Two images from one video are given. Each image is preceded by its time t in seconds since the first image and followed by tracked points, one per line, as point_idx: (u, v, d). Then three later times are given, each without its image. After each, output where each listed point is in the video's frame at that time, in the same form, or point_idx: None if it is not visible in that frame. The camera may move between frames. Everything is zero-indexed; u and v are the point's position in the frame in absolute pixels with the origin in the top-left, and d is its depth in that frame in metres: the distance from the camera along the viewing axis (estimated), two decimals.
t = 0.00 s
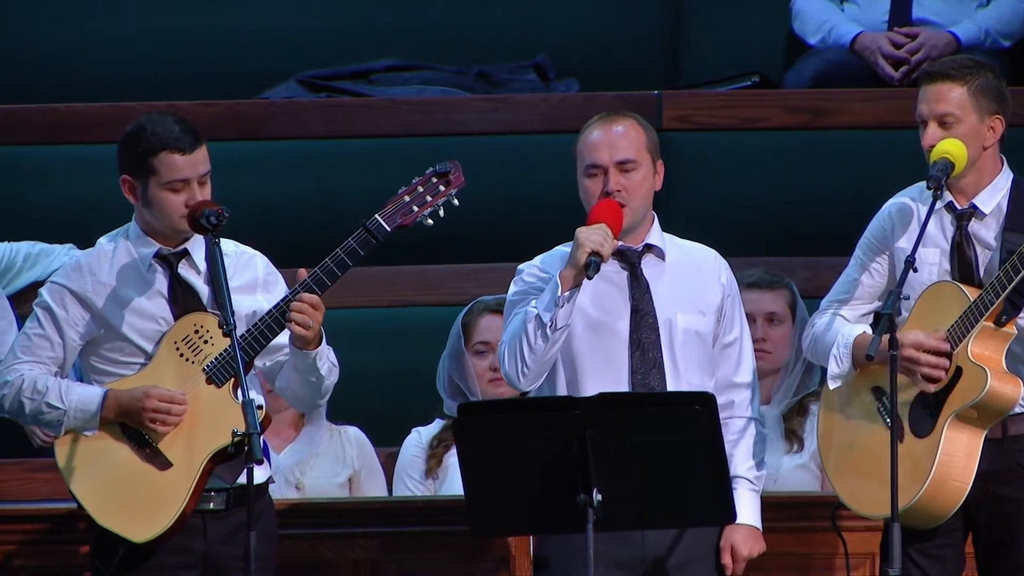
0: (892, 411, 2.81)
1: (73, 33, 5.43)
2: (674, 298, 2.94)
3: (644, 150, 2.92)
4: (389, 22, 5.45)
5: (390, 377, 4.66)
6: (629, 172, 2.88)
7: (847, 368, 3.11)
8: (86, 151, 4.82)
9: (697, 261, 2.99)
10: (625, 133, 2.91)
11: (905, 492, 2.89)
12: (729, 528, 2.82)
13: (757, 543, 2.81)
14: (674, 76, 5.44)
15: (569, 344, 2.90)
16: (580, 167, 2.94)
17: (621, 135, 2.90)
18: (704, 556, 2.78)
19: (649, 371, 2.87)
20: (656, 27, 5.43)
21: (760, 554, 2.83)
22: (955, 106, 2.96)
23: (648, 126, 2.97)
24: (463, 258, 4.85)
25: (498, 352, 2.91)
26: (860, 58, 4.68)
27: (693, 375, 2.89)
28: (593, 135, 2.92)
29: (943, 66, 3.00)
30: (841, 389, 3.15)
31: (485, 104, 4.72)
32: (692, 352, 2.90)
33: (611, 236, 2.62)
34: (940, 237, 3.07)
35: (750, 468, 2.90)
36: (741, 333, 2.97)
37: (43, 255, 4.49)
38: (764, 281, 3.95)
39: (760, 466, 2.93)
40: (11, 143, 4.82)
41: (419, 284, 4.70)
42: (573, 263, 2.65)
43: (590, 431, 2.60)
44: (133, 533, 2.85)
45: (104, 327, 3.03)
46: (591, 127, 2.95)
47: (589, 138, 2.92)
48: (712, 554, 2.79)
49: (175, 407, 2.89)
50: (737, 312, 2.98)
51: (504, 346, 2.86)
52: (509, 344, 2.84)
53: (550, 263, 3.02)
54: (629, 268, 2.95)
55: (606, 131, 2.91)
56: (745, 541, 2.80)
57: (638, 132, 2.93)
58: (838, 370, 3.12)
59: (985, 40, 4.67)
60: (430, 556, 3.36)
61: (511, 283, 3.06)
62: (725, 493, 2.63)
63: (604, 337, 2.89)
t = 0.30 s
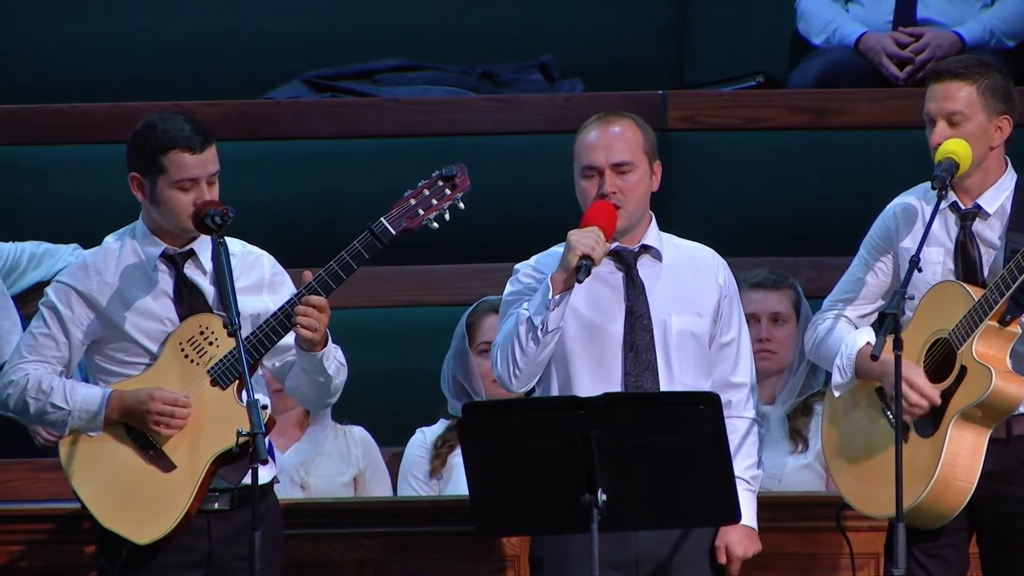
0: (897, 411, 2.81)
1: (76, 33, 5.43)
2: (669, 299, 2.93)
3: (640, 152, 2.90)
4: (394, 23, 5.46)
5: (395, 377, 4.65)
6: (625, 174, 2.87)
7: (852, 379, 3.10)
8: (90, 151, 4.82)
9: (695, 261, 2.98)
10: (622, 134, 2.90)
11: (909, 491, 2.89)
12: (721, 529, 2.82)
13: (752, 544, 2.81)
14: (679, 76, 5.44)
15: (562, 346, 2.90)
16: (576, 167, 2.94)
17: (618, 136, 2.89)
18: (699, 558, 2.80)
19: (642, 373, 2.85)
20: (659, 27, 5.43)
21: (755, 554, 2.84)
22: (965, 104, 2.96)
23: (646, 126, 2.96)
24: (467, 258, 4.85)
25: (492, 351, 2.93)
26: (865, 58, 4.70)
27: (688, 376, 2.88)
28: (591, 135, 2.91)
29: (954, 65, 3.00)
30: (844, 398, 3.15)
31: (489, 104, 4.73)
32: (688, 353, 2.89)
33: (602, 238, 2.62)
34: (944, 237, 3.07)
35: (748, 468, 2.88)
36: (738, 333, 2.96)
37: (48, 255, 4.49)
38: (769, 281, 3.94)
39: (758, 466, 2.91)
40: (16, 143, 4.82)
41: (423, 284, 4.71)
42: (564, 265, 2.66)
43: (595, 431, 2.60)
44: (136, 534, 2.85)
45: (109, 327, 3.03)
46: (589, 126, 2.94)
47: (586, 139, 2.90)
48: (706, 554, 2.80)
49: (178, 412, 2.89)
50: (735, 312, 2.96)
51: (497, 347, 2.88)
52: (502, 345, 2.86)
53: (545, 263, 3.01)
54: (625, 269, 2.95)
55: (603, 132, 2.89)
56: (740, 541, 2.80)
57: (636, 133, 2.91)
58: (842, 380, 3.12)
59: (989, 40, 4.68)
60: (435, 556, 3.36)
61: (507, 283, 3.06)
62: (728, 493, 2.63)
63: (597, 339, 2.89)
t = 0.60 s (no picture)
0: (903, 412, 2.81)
1: (79, 32, 5.42)
2: (667, 300, 2.92)
3: (638, 153, 2.88)
4: (399, 23, 5.46)
5: (398, 377, 4.66)
6: (623, 175, 2.85)
7: (856, 355, 3.12)
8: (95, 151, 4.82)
9: (693, 261, 2.97)
10: (620, 134, 2.88)
11: (915, 492, 2.89)
12: (722, 529, 2.81)
13: (752, 543, 2.81)
14: (684, 77, 5.45)
15: (558, 344, 2.91)
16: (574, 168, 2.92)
17: (615, 137, 2.87)
18: (698, 558, 2.79)
19: (639, 375, 2.86)
20: (664, 26, 5.44)
21: (754, 555, 2.84)
22: (1001, 99, 2.94)
23: (643, 127, 2.95)
24: (471, 258, 4.85)
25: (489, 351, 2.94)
26: (869, 58, 4.69)
27: (685, 376, 2.88)
28: (589, 135, 2.89)
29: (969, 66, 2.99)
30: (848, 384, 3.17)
31: (495, 104, 4.71)
32: (684, 354, 2.89)
33: (599, 237, 2.61)
34: (948, 238, 3.07)
35: (749, 467, 2.87)
36: (738, 333, 2.95)
37: (53, 255, 4.50)
38: (773, 282, 3.94)
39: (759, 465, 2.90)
40: (20, 143, 4.82)
41: (428, 284, 4.68)
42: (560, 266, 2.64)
43: (599, 431, 2.60)
44: (139, 535, 2.85)
45: (114, 327, 3.03)
46: (586, 126, 2.92)
47: (584, 139, 2.88)
48: (707, 554, 2.80)
49: (182, 413, 2.88)
50: (733, 313, 2.95)
51: (494, 346, 2.88)
52: (498, 344, 2.86)
53: (542, 263, 3.01)
54: (621, 270, 2.93)
55: (600, 133, 2.87)
56: (739, 541, 2.79)
57: (633, 133, 2.90)
58: (847, 357, 3.13)
59: (994, 40, 4.68)
60: (441, 556, 3.36)
61: (504, 283, 3.06)
62: (734, 494, 2.63)
63: (593, 339, 2.89)
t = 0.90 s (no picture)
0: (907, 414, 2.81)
1: (83, 31, 5.42)
2: (666, 299, 2.92)
3: (638, 155, 2.88)
4: (404, 23, 5.46)
5: (401, 377, 4.66)
6: (623, 177, 2.84)
7: (861, 372, 3.12)
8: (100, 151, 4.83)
9: (692, 261, 2.97)
10: (620, 135, 2.88)
11: (919, 493, 2.89)
12: (723, 529, 2.80)
13: (754, 543, 2.80)
14: (689, 77, 5.45)
15: (558, 346, 2.91)
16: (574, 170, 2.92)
17: (615, 138, 2.86)
18: (700, 557, 2.80)
19: (638, 375, 2.85)
20: (668, 26, 5.44)
21: (755, 555, 2.83)
22: (1009, 100, 2.94)
23: (643, 127, 2.94)
24: (474, 258, 4.86)
25: (488, 353, 2.94)
26: (874, 57, 4.70)
27: (685, 376, 2.88)
28: (589, 136, 2.88)
29: (979, 65, 2.99)
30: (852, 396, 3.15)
31: (499, 103, 4.73)
32: (684, 353, 2.88)
33: (599, 240, 2.60)
34: (953, 239, 3.07)
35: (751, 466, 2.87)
36: (739, 333, 2.94)
37: (58, 255, 4.51)
38: (778, 281, 3.92)
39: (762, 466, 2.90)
40: (25, 143, 4.83)
41: (434, 284, 4.70)
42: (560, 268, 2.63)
43: (604, 431, 2.60)
44: (144, 535, 2.86)
45: (119, 327, 3.02)
46: (586, 128, 2.92)
47: (584, 141, 2.88)
48: (706, 556, 2.80)
49: (187, 412, 2.89)
50: (734, 312, 2.94)
51: (493, 348, 2.88)
52: (497, 346, 2.86)
53: (542, 263, 3.01)
54: (621, 269, 2.93)
55: (599, 134, 2.87)
56: (740, 541, 2.78)
57: (633, 134, 2.90)
58: (851, 374, 3.13)
59: (999, 40, 4.68)
60: (446, 556, 3.36)
61: (503, 284, 3.06)
62: (739, 494, 2.63)
63: (593, 340, 2.89)
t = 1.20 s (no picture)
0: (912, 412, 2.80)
1: (87, 32, 5.43)
2: (670, 299, 2.92)
3: (643, 155, 2.88)
4: (408, 23, 5.46)
5: (406, 378, 4.66)
6: (627, 177, 2.84)
7: (864, 377, 3.11)
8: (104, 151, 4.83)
9: (699, 261, 2.97)
10: (625, 135, 2.88)
11: (923, 491, 2.88)
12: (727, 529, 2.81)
13: (758, 544, 2.81)
14: (694, 77, 5.45)
15: (563, 347, 2.90)
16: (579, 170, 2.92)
17: (620, 138, 2.87)
18: (704, 558, 2.79)
19: (642, 374, 2.84)
20: (673, 26, 5.44)
21: (759, 556, 2.84)
22: (1010, 100, 2.94)
23: (648, 127, 2.94)
24: (479, 258, 4.86)
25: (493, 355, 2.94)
26: (879, 58, 4.70)
27: (689, 376, 2.88)
28: (593, 137, 2.89)
29: (979, 65, 2.99)
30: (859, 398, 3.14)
31: (504, 103, 4.73)
32: (688, 354, 2.88)
33: (605, 242, 2.59)
34: (958, 238, 3.07)
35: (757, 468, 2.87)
36: (744, 332, 2.94)
37: (63, 255, 4.51)
38: (783, 281, 3.92)
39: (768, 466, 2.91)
40: (30, 143, 4.83)
41: (438, 283, 4.70)
42: (565, 270, 2.63)
43: (608, 431, 2.60)
44: (149, 533, 2.85)
45: (123, 327, 3.02)
46: (591, 128, 2.92)
47: (589, 141, 2.88)
48: (710, 556, 2.80)
49: (192, 411, 2.89)
50: (739, 312, 2.94)
51: (499, 349, 2.89)
52: (504, 347, 2.87)
53: (548, 263, 3.01)
54: (625, 269, 2.93)
55: (604, 135, 2.87)
56: (744, 540, 2.80)
57: (638, 135, 2.90)
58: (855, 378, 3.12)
59: (1004, 39, 4.68)
60: (451, 556, 3.36)
61: (508, 285, 3.05)
62: (742, 495, 2.63)
63: (597, 340, 2.89)
